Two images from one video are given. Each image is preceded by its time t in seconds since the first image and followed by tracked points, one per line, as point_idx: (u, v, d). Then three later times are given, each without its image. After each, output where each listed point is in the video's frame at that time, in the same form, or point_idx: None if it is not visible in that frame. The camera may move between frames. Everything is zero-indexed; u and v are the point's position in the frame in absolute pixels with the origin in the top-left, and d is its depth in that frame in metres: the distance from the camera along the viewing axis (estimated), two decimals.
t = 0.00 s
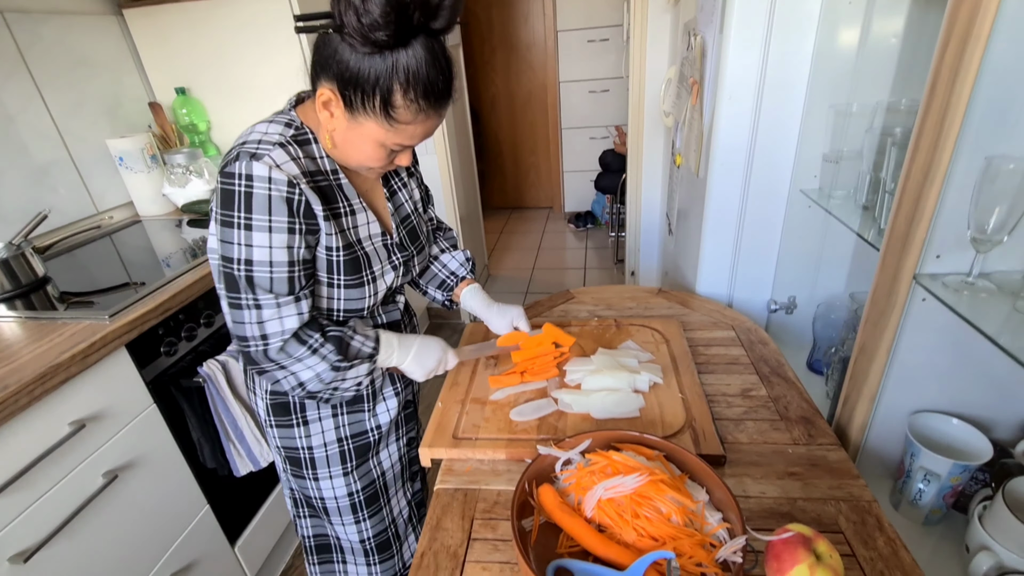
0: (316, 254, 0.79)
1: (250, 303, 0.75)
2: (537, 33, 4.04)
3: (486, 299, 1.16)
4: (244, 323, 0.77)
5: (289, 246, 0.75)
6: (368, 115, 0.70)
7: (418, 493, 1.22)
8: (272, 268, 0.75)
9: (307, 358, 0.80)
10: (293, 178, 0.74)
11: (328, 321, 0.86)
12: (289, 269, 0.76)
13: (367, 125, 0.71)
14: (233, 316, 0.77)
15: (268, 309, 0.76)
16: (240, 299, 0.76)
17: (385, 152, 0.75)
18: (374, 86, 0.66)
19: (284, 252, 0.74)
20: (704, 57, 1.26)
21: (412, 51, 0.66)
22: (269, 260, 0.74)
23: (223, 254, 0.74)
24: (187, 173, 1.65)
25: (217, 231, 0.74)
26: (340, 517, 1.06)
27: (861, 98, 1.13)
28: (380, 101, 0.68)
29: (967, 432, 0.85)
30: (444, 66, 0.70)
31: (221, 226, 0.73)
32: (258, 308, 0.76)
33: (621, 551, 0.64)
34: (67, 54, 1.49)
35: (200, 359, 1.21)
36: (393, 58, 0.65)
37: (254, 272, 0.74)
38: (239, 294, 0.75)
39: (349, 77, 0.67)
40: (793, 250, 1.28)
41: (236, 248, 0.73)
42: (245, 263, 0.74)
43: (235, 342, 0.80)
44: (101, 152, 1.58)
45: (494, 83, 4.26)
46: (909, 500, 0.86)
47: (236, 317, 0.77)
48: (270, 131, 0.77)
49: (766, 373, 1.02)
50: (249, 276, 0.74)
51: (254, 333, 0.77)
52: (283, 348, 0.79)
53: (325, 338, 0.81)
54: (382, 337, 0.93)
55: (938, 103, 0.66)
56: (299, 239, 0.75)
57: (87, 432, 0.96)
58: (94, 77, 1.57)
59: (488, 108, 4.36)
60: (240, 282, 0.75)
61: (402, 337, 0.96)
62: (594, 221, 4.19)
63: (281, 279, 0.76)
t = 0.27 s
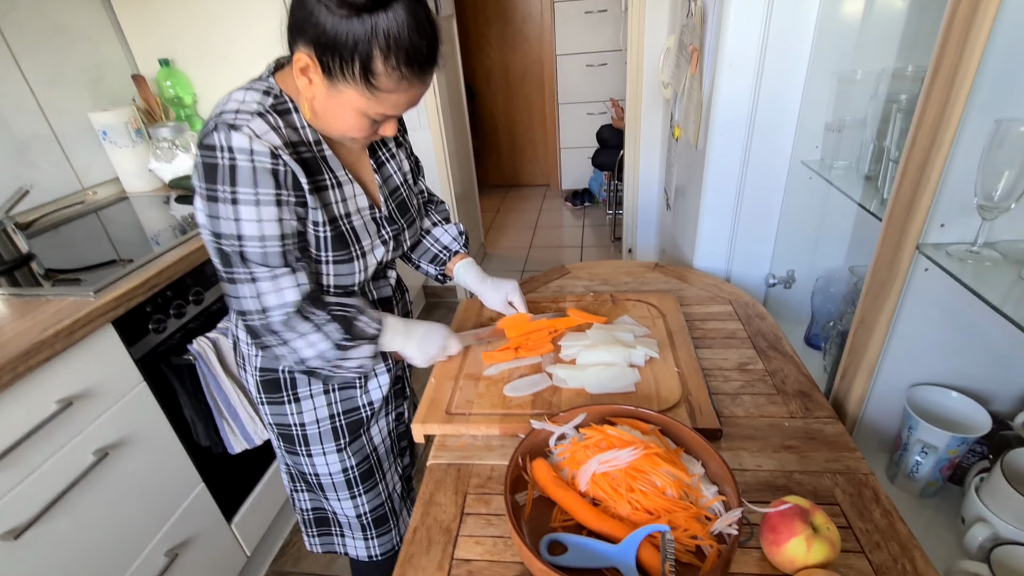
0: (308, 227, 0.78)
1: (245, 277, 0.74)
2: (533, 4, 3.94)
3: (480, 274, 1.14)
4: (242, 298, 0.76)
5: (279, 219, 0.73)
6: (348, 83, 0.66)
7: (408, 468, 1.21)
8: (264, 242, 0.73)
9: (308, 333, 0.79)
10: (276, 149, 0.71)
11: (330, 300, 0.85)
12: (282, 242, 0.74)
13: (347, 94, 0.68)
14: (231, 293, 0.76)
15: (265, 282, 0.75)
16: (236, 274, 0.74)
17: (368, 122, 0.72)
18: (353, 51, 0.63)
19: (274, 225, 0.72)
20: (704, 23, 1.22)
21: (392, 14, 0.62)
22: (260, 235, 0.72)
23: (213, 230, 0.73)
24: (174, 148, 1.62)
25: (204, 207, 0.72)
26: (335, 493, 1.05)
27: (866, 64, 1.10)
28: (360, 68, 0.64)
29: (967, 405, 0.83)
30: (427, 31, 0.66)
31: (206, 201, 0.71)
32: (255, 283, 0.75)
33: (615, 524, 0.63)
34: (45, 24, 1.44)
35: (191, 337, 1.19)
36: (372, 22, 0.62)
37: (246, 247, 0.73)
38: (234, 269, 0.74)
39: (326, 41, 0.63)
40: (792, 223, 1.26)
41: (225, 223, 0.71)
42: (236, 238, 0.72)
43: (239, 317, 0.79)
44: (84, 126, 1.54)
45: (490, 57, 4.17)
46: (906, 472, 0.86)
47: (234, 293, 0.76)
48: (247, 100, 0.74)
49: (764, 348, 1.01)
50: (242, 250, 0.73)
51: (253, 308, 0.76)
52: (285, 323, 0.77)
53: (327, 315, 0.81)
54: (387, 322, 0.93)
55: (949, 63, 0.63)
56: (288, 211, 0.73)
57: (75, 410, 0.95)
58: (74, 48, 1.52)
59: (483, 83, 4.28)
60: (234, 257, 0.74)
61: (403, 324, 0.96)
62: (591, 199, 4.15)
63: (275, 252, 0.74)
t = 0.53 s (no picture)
0: (276, 200, 0.74)
1: (199, 253, 0.71)
2: None
3: (473, 253, 1.13)
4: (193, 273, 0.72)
5: (243, 191, 0.70)
6: (329, 44, 0.63)
7: (407, 454, 1.20)
8: (225, 215, 0.70)
9: (263, 313, 0.76)
10: (248, 116, 0.68)
11: (291, 275, 0.81)
12: (243, 217, 0.71)
13: (328, 56, 0.65)
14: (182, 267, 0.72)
15: (219, 259, 0.71)
16: (189, 248, 0.71)
17: (352, 87, 0.69)
18: (333, 8, 0.60)
19: (237, 198, 0.69)
20: None
21: None
22: (221, 207, 0.69)
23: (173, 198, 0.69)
24: (159, 125, 1.57)
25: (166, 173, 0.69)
26: (327, 476, 1.04)
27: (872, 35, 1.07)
28: (340, 27, 0.61)
29: (968, 384, 0.82)
30: None
31: (169, 167, 0.68)
32: (208, 259, 0.71)
33: (609, 507, 0.61)
34: None
35: (178, 319, 1.17)
36: None
37: (204, 219, 0.69)
38: (188, 243, 0.70)
39: None
40: (792, 202, 1.23)
41: (184, 192, 0.68)
42: (194, 208, 0.69)
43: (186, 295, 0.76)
44: (65, 103, 1.49)
45: (485, 35, 4.08)
46: (904, 453, 0.84)
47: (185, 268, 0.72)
48: (224, 63, 0.71)
49: (762, 328, 0.99)
50: (200, 222, 0.70)
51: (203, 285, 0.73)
52: (235, 303, 0.75)
53: (284, 292, 0.77)
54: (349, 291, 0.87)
55: (961, 27, 0.60)
56: (255, 183, 0.70)
57: (59, 393, 0.93)
58: (53, 20, 1.47)
59: (479, 61, 4.20)
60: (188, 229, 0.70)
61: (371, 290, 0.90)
62: (589, 180, 4.10)
63: (235, 227, 0.71)
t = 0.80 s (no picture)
0: (292, 186, 0.74)
1: (237, 240, 0.70)
2: None
3: (470, 239, 1.12)
4: (237, 263, 0.72)
5: (263, 178, 0.69)
6: (317, 33, 0.61)
7: (395, 438, 1.19)
8: (251, 203, 0.69)
9: (312, 293, 0.78)
10: (246, 103, 0.66)
11: (327, 257, 0.82)
12: (270, 203, 0.70)
13: (317, 45, 0.62)
14: (225, 257, 0.72)
15: (260, 244, 0.71)
16: (226, 238, 0.71)
17: (342, 76, 0.67)
18: None
19: (258, 185, 0.69)
20: None
21: None
22: (246, 197, 0.68)
23: (193, 194, 0.69)
24: (150, 109, 1.55)
25: (179, 170, 0.67)
26: (320, 462, 1.04)
27: (877, 16, 1.05)
28: (328, 16, 0.59)
29: (969, 371, 0.82)
30: None
31: (181, 164, 0.67)
32: (248, 245, 0.71)
33: (607, 494, 0.61)
34: None
35: (172, 307, 1.16)
36: None
37: (233, 210, 0.69)
38: (223, 233, 0.70)
39: None
40: (793, 187, 1.22)
41: (204, 185, 0.67)
42: (221, 201, 0.68)
43: (237, 282, 0.77)
44: (54, 86, 1.46)
45: (483, 18, 4.02)
46: (904, 440, 0.84)
47: (226, 258, 0.72)
48: (211, 50, 0.69)
49: (762, 315, 0.99)
50: (229, 213, 0.69)
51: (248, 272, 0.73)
52: (284, 286, 0.76)
53: (327, 272, 0.78)
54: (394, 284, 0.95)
55: (972, 5, 0.58)
56: (272, 167, 0.69)
57: (52, 380, 0.92)
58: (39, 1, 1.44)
59: (477, 46, 4.14)
60: (221, 221, 0.70)
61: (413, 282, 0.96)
62: (587, 167, 4.07)
63: (265, 213, 0.70)
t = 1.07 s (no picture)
0: (256, 166, 0.72)
1: (166, 219, 0.69)
2: None
3: (468, 226, 1.10)
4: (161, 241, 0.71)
5: (216, 155, 0.67)
6: None
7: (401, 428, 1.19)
8: (197, 179, 0.67)
9: (230, 284, 0.75)
10: (223, 76, 0.65)
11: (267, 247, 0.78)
12: (216, 182, 0.68)
13: (310, 10, 0.60)
14: (149, 232, 0.71)
15: (186, 226, 0.69)
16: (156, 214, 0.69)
17: (336, 44, 0.65)
18: None
19: (208, 161, 0.67)
20: None
21: None
22: (191, 170, 0.67)
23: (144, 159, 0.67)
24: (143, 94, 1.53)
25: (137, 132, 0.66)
26: (322, 452, 1.03)
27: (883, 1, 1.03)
28: None
29: (971, 360, 0.81)
30: None
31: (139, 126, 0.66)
32: (176, 224, 0.69)
33: (605, 482, 0.60)
34: None
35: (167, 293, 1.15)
36: None
37: (173, 182, 0.67)
38: (155, 208, 0.68)
39: None
40: (795, 176, 1.21)
41: (154, 152, 0.66)
42: (165, 171, 0.67)
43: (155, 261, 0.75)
44: (46, 70, 1.44)
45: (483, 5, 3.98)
46: (904, 430, 0.84)
47: (152, 233, 0.71)
48: (199, 18, 0.69)
49: (762, 304, 0.98)
50: (169, 186, 0.67)
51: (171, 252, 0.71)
52: (202, 272, 0.73)
53: (255, 263, 0.75)
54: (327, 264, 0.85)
55: None
56: (230, 148, 0.68)
57: (44, 367, 0.91)
58: None
59: (476, 33, 4.10)
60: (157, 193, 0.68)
61: (350, 263, 0.88)
62: (587, 156, 4.04)
63: (208, 191, 0.68)
